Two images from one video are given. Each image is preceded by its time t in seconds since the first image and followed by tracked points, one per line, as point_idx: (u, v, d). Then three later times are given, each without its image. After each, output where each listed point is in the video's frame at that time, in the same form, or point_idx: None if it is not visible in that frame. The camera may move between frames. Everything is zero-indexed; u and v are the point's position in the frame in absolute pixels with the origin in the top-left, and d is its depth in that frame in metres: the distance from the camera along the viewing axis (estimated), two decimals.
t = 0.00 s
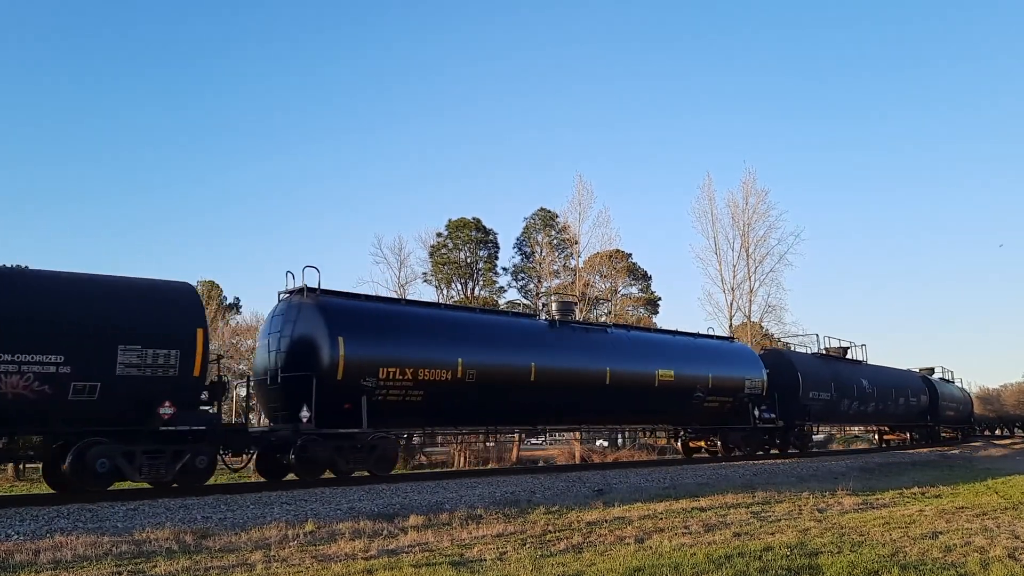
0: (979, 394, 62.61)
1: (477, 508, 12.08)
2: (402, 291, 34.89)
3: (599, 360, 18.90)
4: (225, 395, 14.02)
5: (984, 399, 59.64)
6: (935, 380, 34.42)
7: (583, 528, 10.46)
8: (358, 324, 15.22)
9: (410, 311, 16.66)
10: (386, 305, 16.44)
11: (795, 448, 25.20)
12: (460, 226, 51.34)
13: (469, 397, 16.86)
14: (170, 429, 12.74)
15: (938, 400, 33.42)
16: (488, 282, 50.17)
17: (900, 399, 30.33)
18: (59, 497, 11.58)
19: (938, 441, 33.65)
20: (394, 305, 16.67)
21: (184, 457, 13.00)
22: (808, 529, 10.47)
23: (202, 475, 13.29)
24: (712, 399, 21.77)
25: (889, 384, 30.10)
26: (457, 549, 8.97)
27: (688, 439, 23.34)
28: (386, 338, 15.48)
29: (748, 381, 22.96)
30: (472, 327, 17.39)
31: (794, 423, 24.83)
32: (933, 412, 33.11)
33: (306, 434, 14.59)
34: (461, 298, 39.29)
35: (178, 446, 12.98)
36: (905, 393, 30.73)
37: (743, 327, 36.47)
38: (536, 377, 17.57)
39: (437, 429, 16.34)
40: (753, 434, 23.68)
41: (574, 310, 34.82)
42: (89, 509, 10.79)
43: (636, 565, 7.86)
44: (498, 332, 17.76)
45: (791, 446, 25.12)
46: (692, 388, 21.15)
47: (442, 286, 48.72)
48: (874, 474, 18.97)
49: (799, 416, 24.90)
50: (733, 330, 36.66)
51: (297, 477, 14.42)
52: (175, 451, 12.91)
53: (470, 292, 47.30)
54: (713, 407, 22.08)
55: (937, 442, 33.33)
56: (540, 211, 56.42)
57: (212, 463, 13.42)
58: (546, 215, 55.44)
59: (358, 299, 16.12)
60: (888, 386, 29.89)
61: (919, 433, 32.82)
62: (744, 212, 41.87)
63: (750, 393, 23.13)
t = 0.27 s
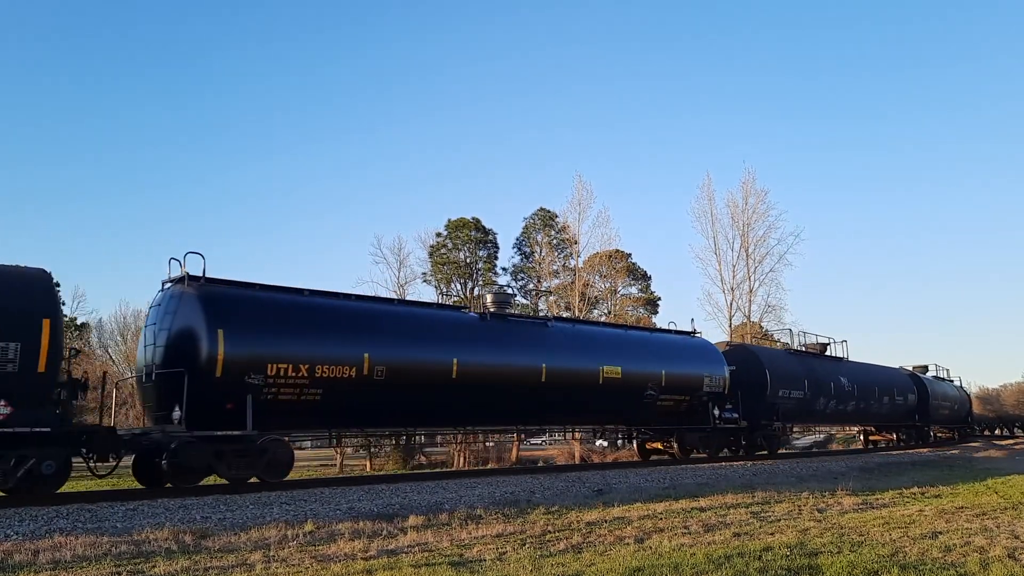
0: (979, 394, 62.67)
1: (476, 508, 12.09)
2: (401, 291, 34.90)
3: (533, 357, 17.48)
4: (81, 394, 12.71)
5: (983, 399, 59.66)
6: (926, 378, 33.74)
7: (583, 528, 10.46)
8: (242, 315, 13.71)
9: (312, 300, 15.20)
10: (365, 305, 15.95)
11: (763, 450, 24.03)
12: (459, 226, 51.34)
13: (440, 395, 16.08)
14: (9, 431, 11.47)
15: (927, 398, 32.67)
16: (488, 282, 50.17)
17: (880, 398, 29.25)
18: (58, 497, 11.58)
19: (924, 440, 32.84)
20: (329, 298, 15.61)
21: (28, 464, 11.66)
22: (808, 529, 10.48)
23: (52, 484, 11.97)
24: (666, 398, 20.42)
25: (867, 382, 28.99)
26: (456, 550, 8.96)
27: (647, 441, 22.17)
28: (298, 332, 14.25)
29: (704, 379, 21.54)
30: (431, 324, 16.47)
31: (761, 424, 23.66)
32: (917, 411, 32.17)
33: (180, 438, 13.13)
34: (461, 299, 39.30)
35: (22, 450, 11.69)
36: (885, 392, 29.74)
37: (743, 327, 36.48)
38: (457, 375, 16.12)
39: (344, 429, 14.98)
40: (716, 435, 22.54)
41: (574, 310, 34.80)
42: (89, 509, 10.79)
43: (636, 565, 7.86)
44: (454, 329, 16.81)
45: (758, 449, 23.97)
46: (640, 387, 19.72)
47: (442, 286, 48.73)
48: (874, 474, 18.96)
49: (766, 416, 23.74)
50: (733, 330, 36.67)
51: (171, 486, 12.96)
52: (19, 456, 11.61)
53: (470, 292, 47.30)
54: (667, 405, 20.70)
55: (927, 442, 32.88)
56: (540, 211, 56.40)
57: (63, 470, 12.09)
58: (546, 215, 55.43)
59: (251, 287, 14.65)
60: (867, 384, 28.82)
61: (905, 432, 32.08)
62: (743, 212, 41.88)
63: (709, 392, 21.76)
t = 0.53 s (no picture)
0: (978, 395, 62.71)
1: (476, 508, 12.08)
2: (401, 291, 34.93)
3: (448, 352, 15.95)
4: None
5: (983, 400, 59.71)
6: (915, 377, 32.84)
7: (583, 528, 10.47)
8: (106, 304, 12.31)
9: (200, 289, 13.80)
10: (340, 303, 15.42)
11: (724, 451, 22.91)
12: (459, 225, 51.34)
13: (441, 394, 15.96)
14: None
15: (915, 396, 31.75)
16: (487, 282, 50.19)
17: (858, 397, 27.97)
18: (58, 497, 11.57)
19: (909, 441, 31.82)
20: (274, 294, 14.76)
21: None
22: (808, 529, 10.48)
23: None
24: (610, 396, 18.93)
25: (843, 380, 27.69)
26: (456, 549, 8.96)
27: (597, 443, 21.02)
28: (231, 327, 13.38)
29: (654, 377, 20.09)
30: (409, 323, 15.94)
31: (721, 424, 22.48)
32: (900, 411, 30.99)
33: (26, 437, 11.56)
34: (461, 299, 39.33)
35: None
36: (865, 390, 28.48)
37: (743, 327, 36.52)
38: (393, 372, 15.11)
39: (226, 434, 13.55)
40: (671, 435, 21.42)
41: (574, 309, 34.83)
42: (88, 508, 10.78)
43: (635, 565, 7.85)
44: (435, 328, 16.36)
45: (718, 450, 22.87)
46: (579, 384, 18.17)
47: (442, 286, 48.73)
48: (873, 474, 18.96)
49: (726, 416, 22.54)
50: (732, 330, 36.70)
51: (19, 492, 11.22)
52: None
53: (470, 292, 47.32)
54: (612, 404, 19.23)
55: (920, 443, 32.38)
56: (540, 211, 56.40)
57: None
58: (545, 215, 55.42)
59: (131, 274, 13.31)
60: (843, 382, 27.55)
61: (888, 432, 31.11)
62: (743, 212, 41.90)
63: (660, 390, 20.35)
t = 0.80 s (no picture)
0: (977, 395, 62.75)
1: (475, 508, 12.07)
2: (400, 290, 34.95)
3: (366, 349, 14.56)
4: None
5: (982, 400, 59.77)
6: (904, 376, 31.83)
7: (582, 528, 10.47)
8: (51, 302, 11.46)
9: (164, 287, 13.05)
10: (332, 301, 14.98)
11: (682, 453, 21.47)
12: (458, 225, 51.31)
13: (444, 394, 15.82)
14: None
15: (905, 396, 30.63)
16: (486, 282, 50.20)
17: (833, 396, 26.55)
18: (56, 497, 11.53)
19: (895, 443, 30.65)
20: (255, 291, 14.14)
21: None
22: (807, 529, 10.49)
23: None
24: (545, 394, 17.31)
25: (818, 377, 26.21)
26: (455, 549, 8.96)
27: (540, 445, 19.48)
28: (206, 327, 12.78)
29: (599, 374, 18.50)
30: (400, 322, 15.45)
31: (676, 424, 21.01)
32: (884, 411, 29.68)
33: None
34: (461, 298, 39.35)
35: None
36: (841, 388, 27.05)
37: (742, 327, 36.55)
38: (380, 372, 14.65)
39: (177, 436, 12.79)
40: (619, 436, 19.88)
41: (574, 309, 34.84)
42: (86, 508, 10.75)
43: (634, 565, 7.86)
44: (428, 326, 15.92)
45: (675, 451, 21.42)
46: (511, 383, 16.63)
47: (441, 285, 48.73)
48: (872, 474, 18.95)
49: (682, 415, 21.09)
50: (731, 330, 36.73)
51: None
52: None
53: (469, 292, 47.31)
54: (549, 403, 17.65)
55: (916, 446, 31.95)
56: (539, 211, 56.40)
57: None
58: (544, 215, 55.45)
59: (90, 269, 12.51)
60: (818, 379, 26.10)
61: (873, 433, 29.90)
62: (742, 212, 41.91)
63: (604, 389, 18.75)
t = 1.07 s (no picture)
0: (977, 395, 62.78)
1: (475, 508, 12.06)
2: (400, 290, 34.92)
3: (273, 345, 13.49)
4: None
5: (981, 400, 59.80)
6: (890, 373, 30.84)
7: (581, 528, 10.46)
8: (37, 301, 11.45)
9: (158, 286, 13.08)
10: (331, 300, 15.08)
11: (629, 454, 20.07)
12: (457, 225, 51.30)
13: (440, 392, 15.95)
14: None
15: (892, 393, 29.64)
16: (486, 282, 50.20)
17: (799, 395, 25.20)
18: (55, 497, 11.51)
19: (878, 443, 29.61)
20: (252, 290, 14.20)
21: None
22: (806, 529, 10.49)
23: None
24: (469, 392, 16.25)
25: (785, 374, 24.88)
26: (455, 549, 8.96)
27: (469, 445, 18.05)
28: (201, 326, 12.82)
29: (531, 369, 17.43)
30: (397, 321, 15.55)
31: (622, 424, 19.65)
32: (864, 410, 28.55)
33: None
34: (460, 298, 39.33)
35: None
36: (809, 387, 25.70)
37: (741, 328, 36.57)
38: (373, 371, 14.73)
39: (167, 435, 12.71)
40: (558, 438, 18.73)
41: (574, 309, 34.83)
42: (85, 508, 10.75)
43: (634, 565, 7.85)
44: (425, 325, 16.04)
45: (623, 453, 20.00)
46: (429, 380, 15.55)
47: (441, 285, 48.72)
48: (872, 474, 18.96)
49: (630, 413, 19.74)
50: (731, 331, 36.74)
51: None
52: None
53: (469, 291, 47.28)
54: (472, 401, 16.55)
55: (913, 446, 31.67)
56: (539, 210, 56.37)
57: None
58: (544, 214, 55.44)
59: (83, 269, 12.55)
60: (785, 377, 24.74)
61: (853, 434, 28.76)
62: (742, 212, 41.90)
63: (538, 385, 17.66)
